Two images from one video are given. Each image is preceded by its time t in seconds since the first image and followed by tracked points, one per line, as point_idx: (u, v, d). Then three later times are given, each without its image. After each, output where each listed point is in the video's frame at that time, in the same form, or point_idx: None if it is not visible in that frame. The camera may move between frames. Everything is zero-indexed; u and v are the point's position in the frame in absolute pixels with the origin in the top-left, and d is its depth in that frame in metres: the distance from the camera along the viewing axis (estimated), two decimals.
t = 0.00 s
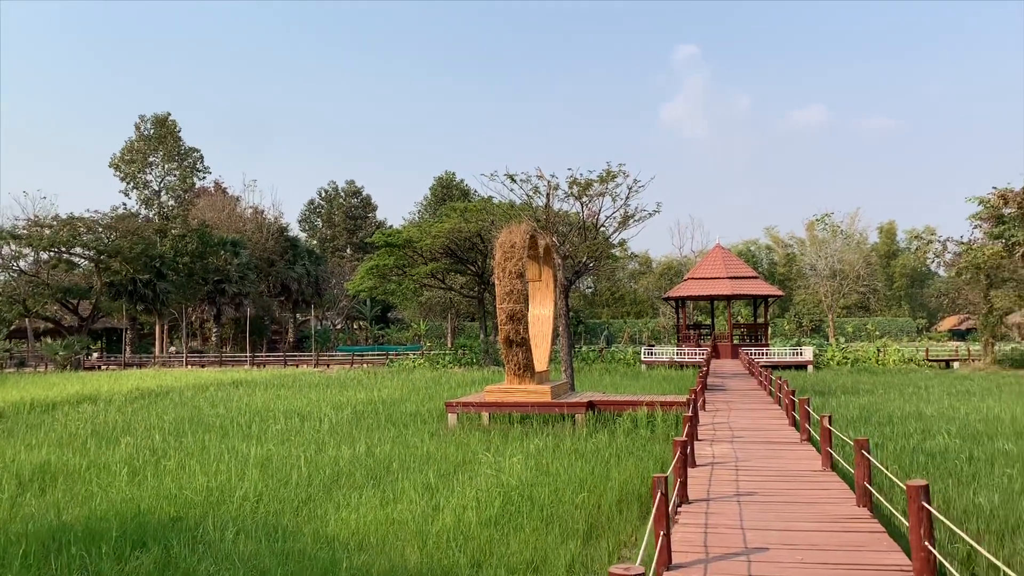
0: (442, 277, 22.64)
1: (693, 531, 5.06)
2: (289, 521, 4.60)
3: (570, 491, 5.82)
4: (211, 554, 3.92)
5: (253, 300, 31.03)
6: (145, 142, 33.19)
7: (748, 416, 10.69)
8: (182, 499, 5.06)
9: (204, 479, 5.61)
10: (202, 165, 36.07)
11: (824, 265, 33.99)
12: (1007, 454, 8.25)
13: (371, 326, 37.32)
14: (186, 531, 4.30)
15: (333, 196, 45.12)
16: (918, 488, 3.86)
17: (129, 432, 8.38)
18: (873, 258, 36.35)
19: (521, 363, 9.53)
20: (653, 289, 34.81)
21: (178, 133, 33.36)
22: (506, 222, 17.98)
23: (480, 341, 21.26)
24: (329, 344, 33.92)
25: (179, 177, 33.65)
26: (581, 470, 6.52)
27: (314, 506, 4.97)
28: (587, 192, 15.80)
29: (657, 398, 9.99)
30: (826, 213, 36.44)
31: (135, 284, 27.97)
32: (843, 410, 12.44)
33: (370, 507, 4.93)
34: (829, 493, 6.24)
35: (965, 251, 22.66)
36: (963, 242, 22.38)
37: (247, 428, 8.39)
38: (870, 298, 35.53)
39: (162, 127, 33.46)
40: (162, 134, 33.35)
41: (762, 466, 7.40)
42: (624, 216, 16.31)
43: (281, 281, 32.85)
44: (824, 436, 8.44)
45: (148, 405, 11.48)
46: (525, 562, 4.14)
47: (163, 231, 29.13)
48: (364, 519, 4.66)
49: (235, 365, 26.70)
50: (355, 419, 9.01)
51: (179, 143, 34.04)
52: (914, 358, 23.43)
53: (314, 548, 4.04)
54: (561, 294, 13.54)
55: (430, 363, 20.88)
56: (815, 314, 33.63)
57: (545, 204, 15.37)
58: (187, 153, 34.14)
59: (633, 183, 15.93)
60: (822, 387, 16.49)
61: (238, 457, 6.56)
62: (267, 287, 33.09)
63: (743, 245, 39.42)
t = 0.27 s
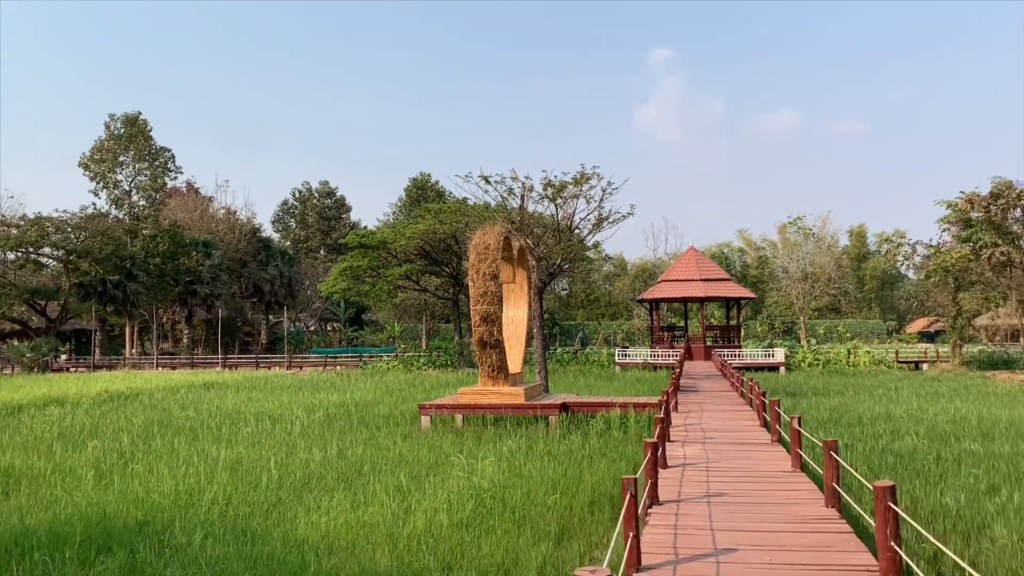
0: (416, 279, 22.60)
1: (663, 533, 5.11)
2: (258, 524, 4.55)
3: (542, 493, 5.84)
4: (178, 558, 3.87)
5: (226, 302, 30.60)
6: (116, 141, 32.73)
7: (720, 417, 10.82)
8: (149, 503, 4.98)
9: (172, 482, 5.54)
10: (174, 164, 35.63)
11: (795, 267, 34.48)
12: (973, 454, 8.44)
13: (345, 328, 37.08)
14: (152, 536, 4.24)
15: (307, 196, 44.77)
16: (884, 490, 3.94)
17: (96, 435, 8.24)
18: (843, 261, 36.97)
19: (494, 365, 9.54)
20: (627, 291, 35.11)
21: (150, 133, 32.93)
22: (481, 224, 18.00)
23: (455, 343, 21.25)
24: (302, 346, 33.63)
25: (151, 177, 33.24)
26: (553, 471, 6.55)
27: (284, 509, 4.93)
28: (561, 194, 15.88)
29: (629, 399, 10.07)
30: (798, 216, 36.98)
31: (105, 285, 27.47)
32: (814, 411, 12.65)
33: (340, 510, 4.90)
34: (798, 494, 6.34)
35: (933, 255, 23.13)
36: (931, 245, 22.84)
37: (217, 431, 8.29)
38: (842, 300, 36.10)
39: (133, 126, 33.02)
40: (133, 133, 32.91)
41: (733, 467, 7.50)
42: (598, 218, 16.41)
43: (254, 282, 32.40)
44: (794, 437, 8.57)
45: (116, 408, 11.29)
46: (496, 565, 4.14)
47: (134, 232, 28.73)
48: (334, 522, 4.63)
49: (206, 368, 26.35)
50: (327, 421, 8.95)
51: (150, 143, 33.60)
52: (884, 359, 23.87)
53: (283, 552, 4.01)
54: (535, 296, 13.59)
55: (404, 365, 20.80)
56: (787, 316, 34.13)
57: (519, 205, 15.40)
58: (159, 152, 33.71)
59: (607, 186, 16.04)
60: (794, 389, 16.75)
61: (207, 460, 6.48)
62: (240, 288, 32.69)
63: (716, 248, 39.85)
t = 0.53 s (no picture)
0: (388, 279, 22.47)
1: (631, 532, 5.16)
2: (225, 528, 4.51)
3: (513, 494, 5.86)
4: (142, 562, 3.81)
5: (195, 302, 29.53)
6: (81, 140, 32.13)
7: (690, 416, 10.96)
8: (114, 507, 4.90)
9: (138, 485, 5.45)
10: (141, 163, 35.07)
11: (765, 268, 34.91)
12: (937, 452, 8.63)
13: (316, 329, 36.77)
14: (116, 540, 4.18)
15: (278, 196, 44.33)
16: (849, 487, 4.04)
17: (59, 438, 8.08)
18: (812, 261, 37.54)
19: (466, 365, 9.55)
20: (600, 291, 35.33)
21: (116, 131, 32.38)
22: (453, 224, 17.95)
23: (427, 343, 21.17)
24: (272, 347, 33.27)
25: (118, 176, 32.67)
26: (524, 471, 6.58)
27: (251, 512, 4.89)
28: (533, 194, 15.92)
29: (601, 399, 10.14)
30: (768, 217, 37.46)
31: (70, 285, 26.90)
32: (783, 410, 12.85)
33: (309, 513, 4.87)
34: (765, 492, 6.45)
35: (900, 255, 23.57)
36: (897, 245, 23.24)
37: (185, 433, 8.19)
38: (811, 300, 36.66)
39: (99, 124, 32.44)
40: (99, 131, 32.34)
41: (702, 466, 7.59)
42: (570, 219, 16.48)
43: (223, 283, 31.69)
44: (762, 436, 8.70)
45: (81, 411, 11.09)
46: (465, 566, 4.16)
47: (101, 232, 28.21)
48: (302, 525, 4.60)
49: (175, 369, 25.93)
50: (298, 423, 8.87)
51: (117, 141, 33.04)
52: (853, 359, 24.27)
53: (250, 556, 3.97)
54: (507, 296, 13.61)
55: (376, 366, 20.67)
56: (757, 316, 34.56)
57: (491, 206, 15.40)
58: (126, 151, 33.16)
59: (579, 186, 16.11)
60: (764, 388, 16.99)
61: (174, 462, 6.40)
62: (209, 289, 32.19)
63: (687, 248, 40.20)
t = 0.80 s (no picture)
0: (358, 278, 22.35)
1: (598, 529, 5.23)
2: (190, 530, 4.48)
3: (482, 492, 5.89)
4: (104, 566, 3.78)
5: (161, 303, 29.03)
6: (43, 137, 31.42)
7: (659, 413, 11.09)
8: (76, 511, 4.83)
9: (100, 488, 5.38)
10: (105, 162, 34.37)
11: (733, 266, 35.39)
12: (900, 446, 8.85)
13: (285, 329, 36.42)
14: (76, 544, 4.12)
15: (245, 194, 43.79)
16: (811, 483, 4.17)
17: (19, 441, 7.91)
18: (779, 259, 38.16)
19: (435, 365, 9.56)
20: (571, 289, 35.49)
21: (79, 129, 31.72)
22: (422, 223, 17.91)
23: (398, 343, 21.09)
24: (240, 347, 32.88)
25: (81, 174, 32.02)
26: (493, 470, 6.61)
27: (217, 514, 4.85)
28: (503, 192, 15.95)
29: (570, 397, 10.22)
30: (736, 216, 37.98)
31: (32, 286, 26.27)
32: (750, 406, 13.06)
33: (276, 514, 4.86)
34: (731, 488, 6.57)
35: (865, 253, 24.08)
36: (862, 243, 23.74)
37: (149, 435, 8.07)
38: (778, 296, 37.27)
39: (62, 122, 31.75)
40: (62, 129, 31.66)
41: (669, 462, 7.71)
42: (540, 217, 16.55)
43: (191, 283, 31.19)
44: (730, 432, 8.85)
45: (42, 413, 10.86)
46: (433, 565, 4.18)
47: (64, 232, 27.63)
48: (269, 526, 4.59)
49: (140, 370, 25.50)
50: (265, 424, 8.80)
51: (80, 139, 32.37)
52: (820, 355, 24.73)
53: (215, 558, 3.96)
54: (477, 295, 13.64)
55: (345, 366, 20.54)
56: (726, 314, 35.01)
57: (460, 204, 15.40)
58: (90, 149, 32.50)
59: (548, 185, 16.17)
60: (732, 384, 17.25)
61: (137, 465, 6.31)
62: (176, 289, 31.58)
63: (657, 246, 40.58)
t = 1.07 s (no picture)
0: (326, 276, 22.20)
1: (564, 523, 5.32)
2: (153, 530, 4.47)
3: (449, 488, 5.94)
4: (64, 569, 3.76)
5: (126, 301, 28.81)
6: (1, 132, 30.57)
7: (627, 407, 11.24)
8: (36, 513, 4.79)
9: (61, 489, 5.32)
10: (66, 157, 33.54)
11: (701, 260, 35.80)
12: (864, 437, 9.09)
13: (252, 326, 36.06)
14: (36, 547, 4.09)
15: (211, 191, 43.19)
16: (773, 473, 4.29)
17: None
18: (746, 254, 38.71)
19: (404, 361, 9.58)
20: (541, 285, 35.62)
21: (39, 124, 30.95)
22: (390, 218, 17.85)
23: (367, 340, 21.00)
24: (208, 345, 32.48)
25: (42, 170, 31.23)
26: (461, 466, 6.67)
27: (181, 513, 4.84)
28: (471, 187, 15.97)
29: (539, 392, 10.31)
30: (704, 211, 38.44)
31: None
32: (717, 399, 13.28)
33: (241, 512, 4.87)
34: (696, 480, 6.71)
35: (829, 247, 24.54)
36: (826, 236, 24.20)
37: (112, 435, 7.98)
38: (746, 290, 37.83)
39: (21, 117, 30.94)
40: (21, 124, 30.85)
41: (636, 455, 7.83)
42: (508, 212, 16.60)
43: (156, 280, 30.92)
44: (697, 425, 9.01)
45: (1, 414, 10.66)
46: (400, 562, 4.23)
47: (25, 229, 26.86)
48: (234, 524, 4.60)
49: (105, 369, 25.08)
50: (232, 422, 8.75)
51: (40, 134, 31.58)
52: (786, 348, 25.18)
53: (179, 558, 3.96)
54: (446, 291, 13.66)
55: (314, 363, 20.41)
56: (694, 308, 35.44)
57: (428, 199, 15.38)
58: (50, 144, 31.75)
59: (516, 179, 16.23)
60: (700, 377, 17.51)
61: (100, 465, 6.24)
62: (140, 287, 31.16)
63: (627, 241, 40.89)
